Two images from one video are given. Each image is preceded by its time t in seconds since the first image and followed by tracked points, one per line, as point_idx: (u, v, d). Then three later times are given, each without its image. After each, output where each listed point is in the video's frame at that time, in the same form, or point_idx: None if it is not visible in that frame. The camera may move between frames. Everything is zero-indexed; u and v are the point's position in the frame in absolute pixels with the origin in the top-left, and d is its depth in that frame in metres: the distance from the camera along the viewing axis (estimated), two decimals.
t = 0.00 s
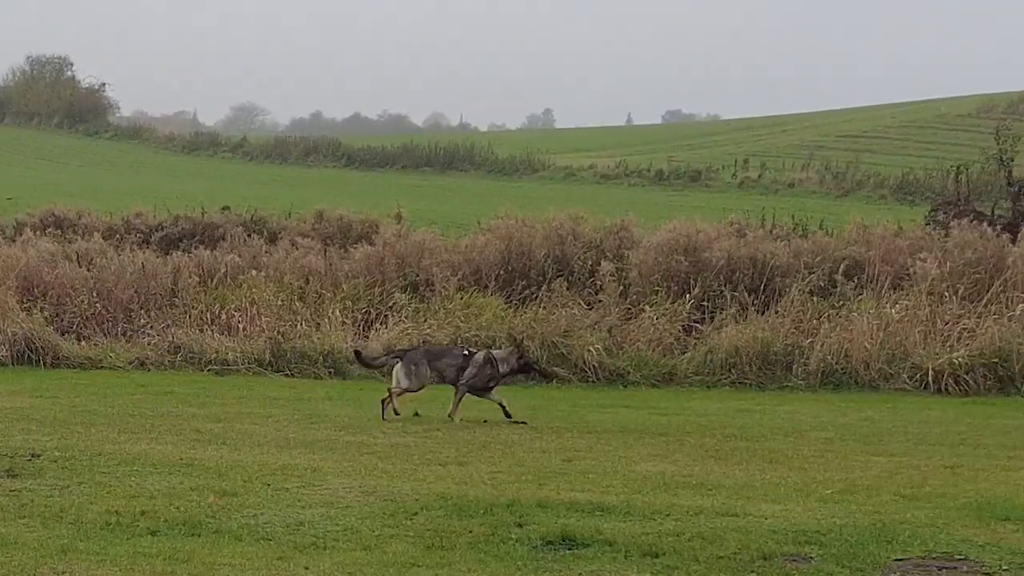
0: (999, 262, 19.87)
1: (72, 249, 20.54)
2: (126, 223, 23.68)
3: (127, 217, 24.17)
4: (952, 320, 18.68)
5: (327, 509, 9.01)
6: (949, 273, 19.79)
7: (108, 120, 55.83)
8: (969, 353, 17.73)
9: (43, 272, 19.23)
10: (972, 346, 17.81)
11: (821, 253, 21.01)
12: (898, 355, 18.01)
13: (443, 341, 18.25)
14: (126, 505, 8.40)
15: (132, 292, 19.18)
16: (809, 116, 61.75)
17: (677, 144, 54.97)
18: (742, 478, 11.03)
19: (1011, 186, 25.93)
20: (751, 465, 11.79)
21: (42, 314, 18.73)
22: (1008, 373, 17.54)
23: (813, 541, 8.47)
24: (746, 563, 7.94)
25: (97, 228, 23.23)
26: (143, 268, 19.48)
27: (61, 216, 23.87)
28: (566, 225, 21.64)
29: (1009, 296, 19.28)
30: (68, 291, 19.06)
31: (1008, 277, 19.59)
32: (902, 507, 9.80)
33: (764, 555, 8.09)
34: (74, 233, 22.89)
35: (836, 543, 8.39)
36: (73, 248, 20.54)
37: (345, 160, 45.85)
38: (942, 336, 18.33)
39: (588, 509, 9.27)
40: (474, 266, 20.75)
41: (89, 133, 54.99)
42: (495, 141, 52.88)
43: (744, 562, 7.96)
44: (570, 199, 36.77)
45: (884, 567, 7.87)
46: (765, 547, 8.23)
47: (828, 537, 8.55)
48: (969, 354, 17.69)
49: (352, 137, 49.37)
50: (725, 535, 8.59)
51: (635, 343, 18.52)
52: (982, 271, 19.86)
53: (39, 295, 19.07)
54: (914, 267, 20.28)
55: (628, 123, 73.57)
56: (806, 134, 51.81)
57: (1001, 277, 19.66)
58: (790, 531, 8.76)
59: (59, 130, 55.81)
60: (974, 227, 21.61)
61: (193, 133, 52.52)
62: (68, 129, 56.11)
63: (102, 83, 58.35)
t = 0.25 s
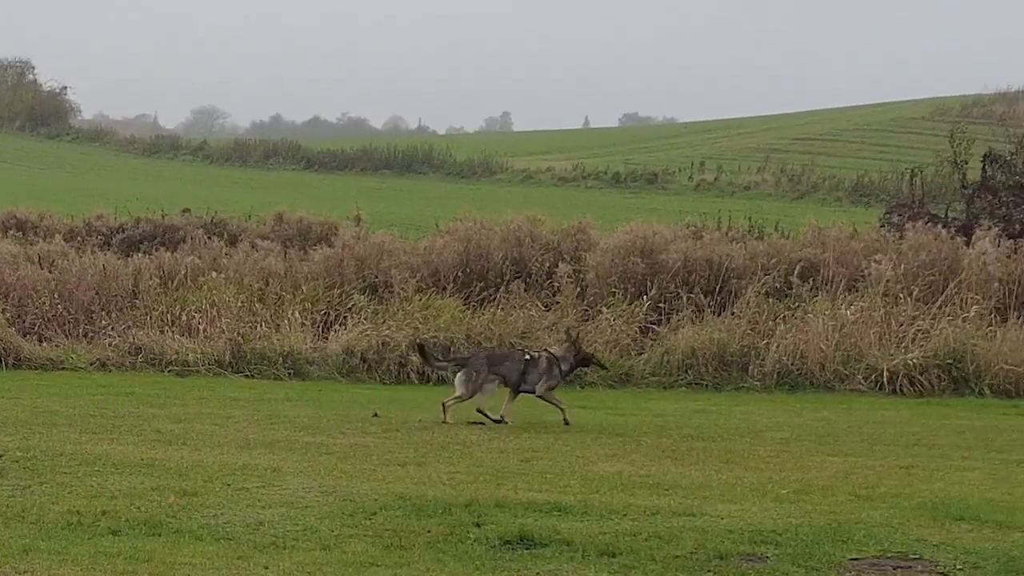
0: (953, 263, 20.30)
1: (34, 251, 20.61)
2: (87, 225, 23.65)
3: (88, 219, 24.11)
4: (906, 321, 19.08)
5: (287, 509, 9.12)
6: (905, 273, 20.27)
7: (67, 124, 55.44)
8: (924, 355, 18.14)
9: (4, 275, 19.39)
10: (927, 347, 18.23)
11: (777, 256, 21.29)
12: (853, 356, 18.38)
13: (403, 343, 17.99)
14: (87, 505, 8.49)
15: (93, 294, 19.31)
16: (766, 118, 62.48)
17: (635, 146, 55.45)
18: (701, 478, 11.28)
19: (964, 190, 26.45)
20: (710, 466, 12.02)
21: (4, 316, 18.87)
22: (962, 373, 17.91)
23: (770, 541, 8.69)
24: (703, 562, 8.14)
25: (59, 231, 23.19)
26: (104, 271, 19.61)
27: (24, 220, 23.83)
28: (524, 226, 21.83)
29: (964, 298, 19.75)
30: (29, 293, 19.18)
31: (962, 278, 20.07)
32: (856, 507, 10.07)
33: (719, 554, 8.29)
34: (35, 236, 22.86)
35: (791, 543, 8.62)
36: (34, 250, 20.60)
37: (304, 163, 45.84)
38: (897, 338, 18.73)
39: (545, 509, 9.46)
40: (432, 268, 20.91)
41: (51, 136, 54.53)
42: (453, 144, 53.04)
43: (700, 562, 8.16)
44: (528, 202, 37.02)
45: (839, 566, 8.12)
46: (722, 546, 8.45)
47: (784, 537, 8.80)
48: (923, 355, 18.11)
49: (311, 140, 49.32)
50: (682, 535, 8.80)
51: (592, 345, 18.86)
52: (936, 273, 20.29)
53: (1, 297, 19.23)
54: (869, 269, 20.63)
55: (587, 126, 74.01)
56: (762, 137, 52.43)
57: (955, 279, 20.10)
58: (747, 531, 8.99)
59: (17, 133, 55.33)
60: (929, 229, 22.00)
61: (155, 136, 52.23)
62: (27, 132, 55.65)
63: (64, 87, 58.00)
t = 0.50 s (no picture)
0: (906, 265, 20.77)
1: None
2: (47, 228, 23.60)
3: (48, 220, 24.02)
4: (861, 322, 19.49)
5: (246, 509, 9.25)
6: (862, 275, 20.69)
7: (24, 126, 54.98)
8: (879, 354, 18.59)
9: None
10: (882, 347, 18.66)
11: (732, 257, 21.62)
12: (808, 357, 18.76)
13: (363, 344, 18.33)
14: (47, 505, 8.60)
15: (54, 296, 19.37)
16: (722, 121, 63.19)
17: (592, 149, 55.87)
18: (659, 478, 11.55)
19: (918, 194, 26.96)
20: (666, 466, 12.28)
21: None
22: (917, 374, 18.42)
23: (726, 540, 8.94)
24: (659, 562, 8.36)
25: (20, 232, 23.13)
26: (65, 273, 19.65)
27: None
28: (482, 229, 22.03)
29: (917, 299, 20.20)
30: None
31: (915, 280, 20.53)
32: (810, 507, 10.37)
33: (674, 554, 8.53)
34: None
35: (746, 542, 8.87)
36: None
37: (263, 165, 45.78)
38: (852, 338, 19.15)
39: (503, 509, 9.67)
40: (391, 270, 21.07)
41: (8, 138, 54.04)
42: (411, 147, 53.14)
43: (656, 561, 8.37)
44: (486, 203, 37.23)
45: (794, 565, 8.35)
46: (678, 546, 8.68)
47: (740, 536, 9.05)
48: (878, 355, 18.54)
49: (270, 142, 49.21)
50: (638, 535, 9.03)
51: (549, 343, 18.99)
52: (890, 275, 20.73)
53: None
54: (824, 270, 21.00)
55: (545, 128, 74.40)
56: (718, 140, 53.02)
57: (909, 280, 20.57)
58: (703, 530, 9.24)
59: None
60: (886, 231, 22.41)
61: (114, 138, 51.90)
62: None
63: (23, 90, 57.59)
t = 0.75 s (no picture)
0: (862, 266, 19.35)
1: None
2: (6, 230, 22.90)
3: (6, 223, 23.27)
4: (816, 324, 18.15)
5: (206, 508, 8.14)
6: (815, 276, 19.26)
7: None
8: (833, 356, 17.23)
9: None
10: (836, 348, 17.32)
11: (687, 258, 20.31)
12: (763, 358, 17.43)
13: (321, 345, 17.79)
14: (7, 508, 7.98)
15: (15, 298, 19.02)
16: (684, 124, 62.80)
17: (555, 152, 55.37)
18: (609, 478, 9.98)
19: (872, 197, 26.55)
20: (622, 465, 10.76)
21: None
22: (872, 375, 17.04)
23: (681, 540, 7.69)
24: (614, 561, 7.16)
25: None
26: (25, 275, 19.26)
27: None
28: (440, 230, 21.24)
29: (873, 301, 18.84)
30: None
31: (870, 282, 19.10)
32: (768, 507, 9.00)
33: (631, 553, 7.34)
34: None
35: (702, 542, 7.63)
36: None
37: (222, 168, 44.98)
38: (807, 340, 17.81)
39: (463, 508, 8.23)
40: (349, 271, 20.45)
41: None
42: (372, 150, 52.45)
43: (617, 561, 7.18)
44: (440, 206, 36.64)
45: (749, 564, 7.22)
46: (633, 545, 7.47)
47: (695, 536, 7.80)
48: (832, 356, 17.20)
49: (231, 146, 48.42)
50: (594, 534, 7.75)
51: (509, 345, 18.25)
52: (845, 276, 19.31)
53: None
54: (778, 272, 19.61)
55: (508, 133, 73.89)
56: (682, 142, 52.60)
57: (863, 281, 19.16)
58: (656, 530, 7.93)
59: None
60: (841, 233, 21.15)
61: (75, 142, 51.00)
62: None
63: None
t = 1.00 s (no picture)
0: (815, 268, 19.64)
1: None
2: None
3: None
4: (770, 325, 18.41)
5: (167, 508, 8.18)
6: (769, 279, 19.52)
7: None
8: (787, 357, 17.51)
9: None
10: (790, 350, 17.59)
11: (644, 260, 20.52)
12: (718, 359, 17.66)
13: (280, 346, 17.81)
14: None
15: None
16: (640, 127, 63.18)
17: (513, 154, 55.54)
18: (566, 478, 10.09)
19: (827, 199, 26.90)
20: (576, 466, 10.86)
21: None
22: (825, 375, 17.31)
23: (636, 540, 7.82)
24: (571, 561, 7.27)
25: None
26: None
27: None
28: (397, 234, 21.30)
29: (827, 302, 19.12)
30: None
31: (824, 283, 19.38)
32: (722, 506, 9.16)
33: (588, 553, 7.45)
34: None
35: (657, 542, 7.77)
36: None
37: (182, 171, 44.75)
38: (762, 341, 18.08)
39: (420, 509, 8.29)
40: (308, 273, 20.46)
41: None
42: (330, 153, 52.37)
43: (570, 560, 7.28)
44: (398, 208, 36.64)
45: (705, 564, 7.34)
46: (591, 545, 7.59)
47: (651, 535, 7.94)
48: (786, 358, 17.47)
49: (189, 149, 48.20)
50: (551, 534, 7.86)
51: (466, 347, 18.32)
52: (799, 278, 19.60)
53: None
54: (733, 274, 19.86)
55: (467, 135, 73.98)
56: (640, 145, 52.93)
57: (817, 283, 19.44)
58: (612, 530, 8.07)
59: None
60: (793, 236, 21.31)
61: (32, 144, 50.58)
62: None
63: None
